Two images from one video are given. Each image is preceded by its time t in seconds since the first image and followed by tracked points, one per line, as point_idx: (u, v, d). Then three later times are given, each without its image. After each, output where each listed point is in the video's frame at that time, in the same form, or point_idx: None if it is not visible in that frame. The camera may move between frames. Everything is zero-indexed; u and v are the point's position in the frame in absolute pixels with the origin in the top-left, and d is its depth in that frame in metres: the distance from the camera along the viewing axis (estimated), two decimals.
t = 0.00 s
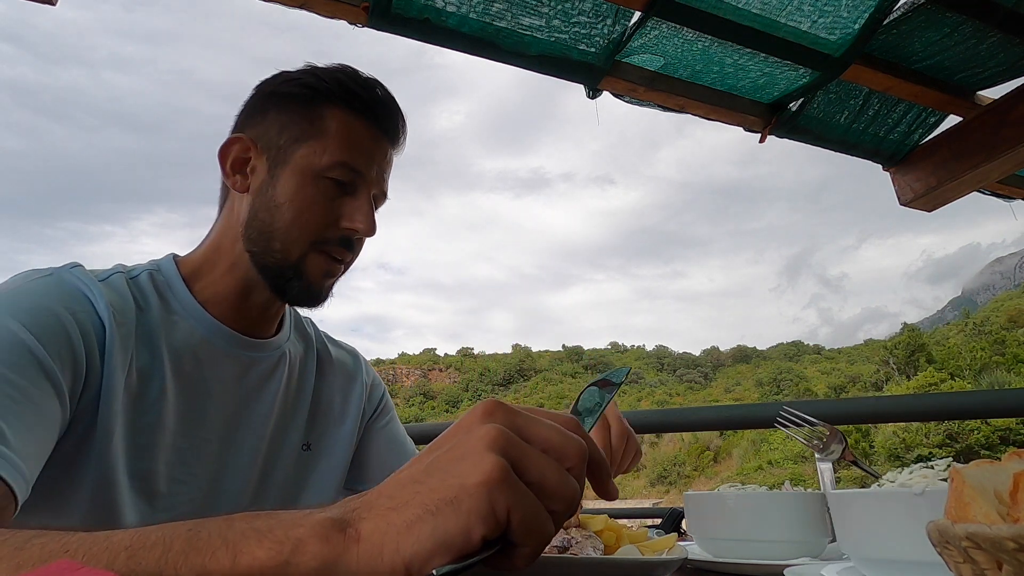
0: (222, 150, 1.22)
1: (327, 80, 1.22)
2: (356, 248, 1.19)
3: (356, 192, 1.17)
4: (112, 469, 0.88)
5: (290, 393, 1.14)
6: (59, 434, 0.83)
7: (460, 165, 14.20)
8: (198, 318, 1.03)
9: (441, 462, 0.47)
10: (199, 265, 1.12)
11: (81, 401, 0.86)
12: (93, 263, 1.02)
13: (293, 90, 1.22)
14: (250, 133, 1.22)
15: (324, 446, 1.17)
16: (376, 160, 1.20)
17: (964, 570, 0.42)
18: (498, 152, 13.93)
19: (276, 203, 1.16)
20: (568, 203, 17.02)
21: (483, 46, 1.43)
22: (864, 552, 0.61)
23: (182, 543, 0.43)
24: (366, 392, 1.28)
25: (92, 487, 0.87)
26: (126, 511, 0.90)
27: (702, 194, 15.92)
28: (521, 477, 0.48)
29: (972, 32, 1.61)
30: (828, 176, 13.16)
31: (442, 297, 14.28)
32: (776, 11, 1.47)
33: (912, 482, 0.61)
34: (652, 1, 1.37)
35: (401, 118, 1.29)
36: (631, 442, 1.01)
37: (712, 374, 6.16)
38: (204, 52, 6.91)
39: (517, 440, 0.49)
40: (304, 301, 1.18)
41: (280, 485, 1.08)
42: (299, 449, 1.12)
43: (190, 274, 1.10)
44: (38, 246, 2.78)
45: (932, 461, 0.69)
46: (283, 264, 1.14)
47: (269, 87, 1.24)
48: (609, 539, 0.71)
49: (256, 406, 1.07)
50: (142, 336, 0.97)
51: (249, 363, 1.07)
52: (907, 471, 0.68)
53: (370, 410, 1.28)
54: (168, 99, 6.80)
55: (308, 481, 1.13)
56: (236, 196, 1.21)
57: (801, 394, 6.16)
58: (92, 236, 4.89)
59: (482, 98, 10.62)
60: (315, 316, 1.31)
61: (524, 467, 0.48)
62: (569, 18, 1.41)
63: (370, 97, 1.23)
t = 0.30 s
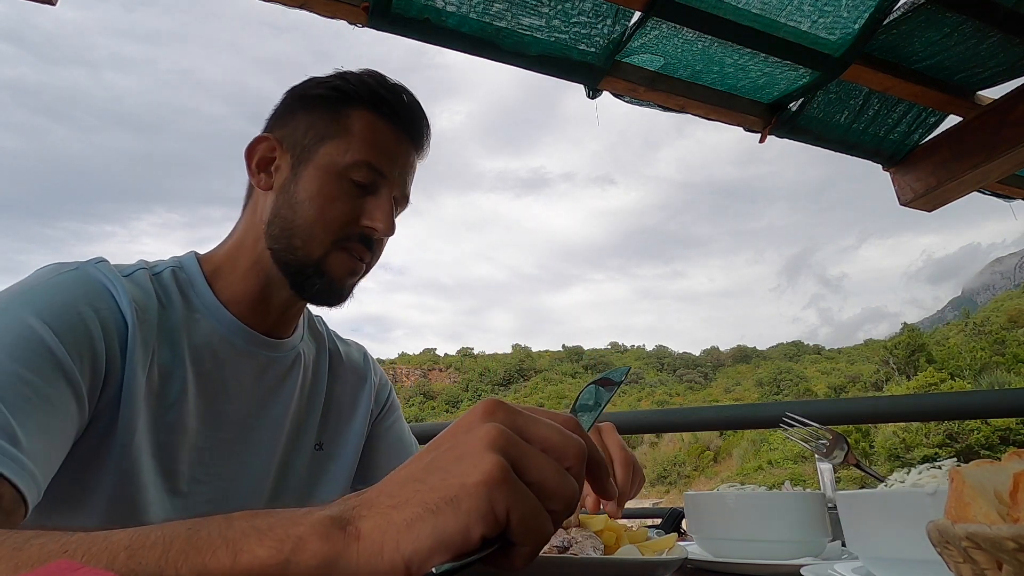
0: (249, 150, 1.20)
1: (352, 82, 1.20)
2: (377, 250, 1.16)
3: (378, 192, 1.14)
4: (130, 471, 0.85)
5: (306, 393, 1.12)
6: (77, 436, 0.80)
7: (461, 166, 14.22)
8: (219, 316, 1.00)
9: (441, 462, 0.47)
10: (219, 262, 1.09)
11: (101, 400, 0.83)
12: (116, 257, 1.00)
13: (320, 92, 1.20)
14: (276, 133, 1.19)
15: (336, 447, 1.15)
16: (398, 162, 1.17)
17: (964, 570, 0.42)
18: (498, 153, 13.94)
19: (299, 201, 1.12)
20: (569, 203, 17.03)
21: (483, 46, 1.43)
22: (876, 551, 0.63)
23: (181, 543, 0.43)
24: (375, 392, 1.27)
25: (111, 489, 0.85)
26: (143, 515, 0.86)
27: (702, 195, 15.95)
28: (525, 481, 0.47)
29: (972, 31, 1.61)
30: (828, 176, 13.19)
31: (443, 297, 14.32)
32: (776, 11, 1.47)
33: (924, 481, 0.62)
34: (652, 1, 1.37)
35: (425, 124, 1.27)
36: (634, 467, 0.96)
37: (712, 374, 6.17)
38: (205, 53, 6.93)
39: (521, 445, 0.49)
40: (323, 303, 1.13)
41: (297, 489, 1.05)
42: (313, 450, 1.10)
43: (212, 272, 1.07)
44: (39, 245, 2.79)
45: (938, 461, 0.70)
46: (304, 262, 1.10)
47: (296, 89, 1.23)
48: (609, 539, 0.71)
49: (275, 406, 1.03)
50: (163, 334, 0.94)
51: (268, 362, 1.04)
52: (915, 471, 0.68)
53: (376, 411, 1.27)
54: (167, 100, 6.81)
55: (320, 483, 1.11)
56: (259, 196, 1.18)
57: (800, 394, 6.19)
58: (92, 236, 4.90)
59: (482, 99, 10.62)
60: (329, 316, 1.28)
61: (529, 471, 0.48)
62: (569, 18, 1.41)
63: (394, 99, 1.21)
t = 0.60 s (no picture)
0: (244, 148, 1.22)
1: (333, 68, 1.20)
2: (347, 226, 1.10)
3: (348, 167, 1.11)
4: (136, 472, 0.84)
5: (310, 394, 1.11)
6: (85, 436, 0.79)
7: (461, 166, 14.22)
8: (225, 316, 0.99)
9: (440, 461, 0.47)
10: (215, 256, 1.09)
11: (109, 400, 0.82)
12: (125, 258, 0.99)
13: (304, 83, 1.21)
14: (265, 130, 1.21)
15: (339, 448, 1.14)
16: (372, 137, 1.13)
17: (964, 570, 0.42)
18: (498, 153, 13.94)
19: (271, 181, 1.11)
20: (569, 203, 17.03)
21: (483, 46, 1.43)
22: (887, 551, 0.63)
23: (181, 541, 0.43)
24: (377, 393, 1.27)
25: (117, 491, 0.83)
26: (149, 515, 0.85)
27: (702, 195, 15.99)
28: (520, 476, 0.47)
29: (972, 32, 1.61)
30: (828, 176, 13.21)
31: (443, 297, 14.33)
32: (776, 11, 1.47)
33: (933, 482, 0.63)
34: (652, 1, 1.37)
35: (412, 108, 1.23)
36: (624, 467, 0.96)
37: (712, 374, 6.18)
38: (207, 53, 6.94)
39: (519, 442, 0.49)
40: (297, 283, 1.08)
41: (302, 489, 1.04)
42: (317, 451, 1.09)
43: (220, 269, 1.06)
44: (38, 245, 2.79)
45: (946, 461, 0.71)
46: (270, 238, 1.07)
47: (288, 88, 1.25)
48: (608, 539, 0.71)
49: (282, 406, 1.03)
50: (171, 333, 0.93)
51: (275, 363, 1.03)
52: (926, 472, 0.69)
53: (378, 411, 1.26)
54: (167, 99, 6.81)
55: (324, 483, 1.10)
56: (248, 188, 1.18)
57: (800, 395, 6.23)
58: (92, 236, 4.90)
59: (482, 99, 10.63)
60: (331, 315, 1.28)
61: (525, 467, 0.48)
62: (569, 18, 1.41)
63: (374, 79, 1.19)
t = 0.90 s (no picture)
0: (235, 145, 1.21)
1: (318, 59, 1.18)
2: (333, 217, 1.08)
3: (332, 157, 1.09)
4: (135, 471, 0.84)
5: (312, 392, 1.11)
6: (84, 436, 0.79)
7: (461, 166, 14.21)
8: (223, 315, 0.99)
9: (437, 459, 0.47)
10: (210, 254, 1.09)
11: (106, 399, 0.82)
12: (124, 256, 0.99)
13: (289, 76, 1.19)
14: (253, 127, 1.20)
15: (341, 446, 1.14)
16: (356, 126, 1.12)
17: (962, 567, 0.43)
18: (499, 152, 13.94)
19: (255, 176, 1.10)
20: (569, 203, 17.04)
21: (483, 46, 1.43)
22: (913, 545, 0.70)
23: (180, 540, 0.44)
24: (377, 391, 1.27)
25: (115, 491, 0.83)
26: (149, 514, 0.85)
27: (703, 195, 16.00)
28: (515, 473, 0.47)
29: (972, 32, 1.61)
30: (828, 177, 13.22)
31: (443, 297, 14.34)
32: (776, 11, 1.47)
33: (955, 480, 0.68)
34: (651, 2, 1.37)
35: (400, 94, 1.21)
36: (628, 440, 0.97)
37: (712, 374, 6.17)
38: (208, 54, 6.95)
39: (515, 439, 0.49)
40: (285, 279, 1.07)
41: (303, 488, 1.04)
42: (318, 449, 1.09)
43: (216, 264, 1.06)
44: (38, 244, 2.79)
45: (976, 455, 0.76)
46: (254, 234, 1.06)
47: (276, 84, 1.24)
48: (609, 539, 0.71)
49: (282, 404, 1.03)
50: (170, 332, 0.93)
51: (273, 361, 1.04)
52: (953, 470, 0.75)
53: (379, 408, 1.26)
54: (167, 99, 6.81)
55: (326, 481, 1.10)
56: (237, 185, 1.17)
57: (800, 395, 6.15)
58: (93, 236, 4.90)
59: (482, 99, 10.63)
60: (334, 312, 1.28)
61: (521, 464, 0.48)
62: (569, 18, 1.41)
63: (359, 68, 1.17)
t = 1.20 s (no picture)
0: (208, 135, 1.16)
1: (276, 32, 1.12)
2: (313, 200, 1.03)
3: (305, 136, 1.04)
4: (133, 469, 0.83)
5: (313, 386, 1.11)
6: (76, 435, 0.78)
7: (462, 166, 14.21)
8: (219, 310, 0.99)
9: (431, 449, 0.47)
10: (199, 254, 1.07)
11: (99, 396, 0.82)
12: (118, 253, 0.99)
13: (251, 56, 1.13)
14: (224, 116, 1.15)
15: (347, 438, 1.15)
16: (326, 100, 1.06)
17: (963, 564, 0.46)
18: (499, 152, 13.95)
19: (229, 166, 1.05)
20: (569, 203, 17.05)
21: (483, 47, 1.43)
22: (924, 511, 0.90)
23: (174, 537, 0.43)
24: (382, 383, 1.27)
25: (113, 489, 0.83)
26: (151, 510, 0.85)
27: (703, 195, 16.04)
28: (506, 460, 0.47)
29: (972, 32, 1.61)
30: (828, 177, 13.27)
31: (443, 297, 14.34)
32: (776, 11, 1.47)
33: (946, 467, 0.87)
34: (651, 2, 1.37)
35: (372, 60, 1.14)
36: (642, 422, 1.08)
37: (712, 374, 6.17)
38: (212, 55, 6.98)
39: (505, 425, 0.49)
40: (271, 272, 1.03)
41: (306, 481, 1.04)
42: (323, 443, 1.10)
43: (212, 261, 1.04)
44: (38, 244, 2.79)
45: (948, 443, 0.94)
46: (236, 228, 1.01)
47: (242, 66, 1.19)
48: (609, 539, 0.71)
49: (285, 399, 1.04)
50: (165, 329, 0.93)
51: (273, 355, 1.04)
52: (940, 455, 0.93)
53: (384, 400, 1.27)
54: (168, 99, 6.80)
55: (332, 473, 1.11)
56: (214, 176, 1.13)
57: (799, 394, 6.36)
58: (93, 237, 4.90)
59: (483, 99, 10.63)
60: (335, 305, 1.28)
61: (510, 449, 0.48)
62: (569, 18, 1.41)
63: (323, 35, 1.10)
